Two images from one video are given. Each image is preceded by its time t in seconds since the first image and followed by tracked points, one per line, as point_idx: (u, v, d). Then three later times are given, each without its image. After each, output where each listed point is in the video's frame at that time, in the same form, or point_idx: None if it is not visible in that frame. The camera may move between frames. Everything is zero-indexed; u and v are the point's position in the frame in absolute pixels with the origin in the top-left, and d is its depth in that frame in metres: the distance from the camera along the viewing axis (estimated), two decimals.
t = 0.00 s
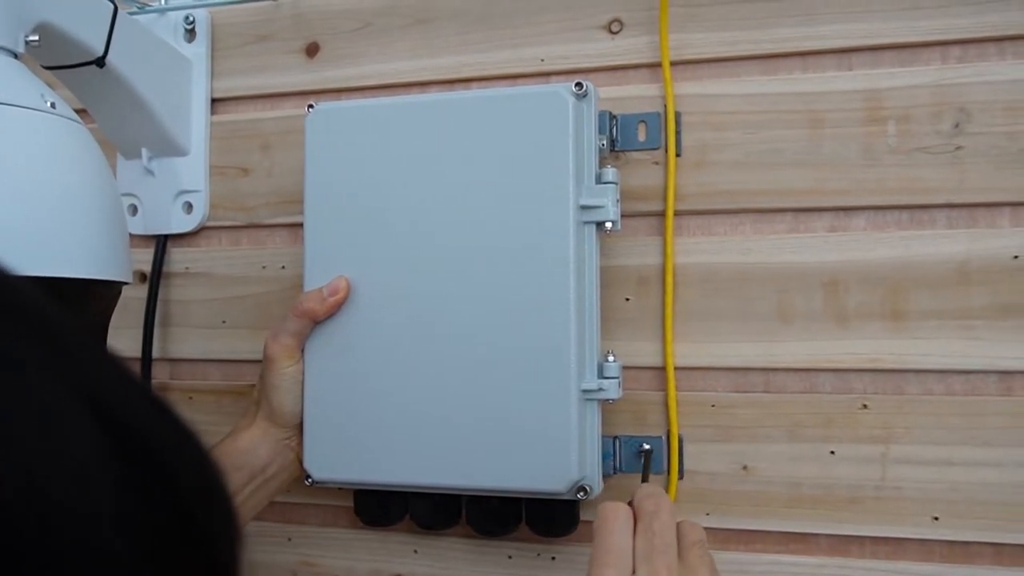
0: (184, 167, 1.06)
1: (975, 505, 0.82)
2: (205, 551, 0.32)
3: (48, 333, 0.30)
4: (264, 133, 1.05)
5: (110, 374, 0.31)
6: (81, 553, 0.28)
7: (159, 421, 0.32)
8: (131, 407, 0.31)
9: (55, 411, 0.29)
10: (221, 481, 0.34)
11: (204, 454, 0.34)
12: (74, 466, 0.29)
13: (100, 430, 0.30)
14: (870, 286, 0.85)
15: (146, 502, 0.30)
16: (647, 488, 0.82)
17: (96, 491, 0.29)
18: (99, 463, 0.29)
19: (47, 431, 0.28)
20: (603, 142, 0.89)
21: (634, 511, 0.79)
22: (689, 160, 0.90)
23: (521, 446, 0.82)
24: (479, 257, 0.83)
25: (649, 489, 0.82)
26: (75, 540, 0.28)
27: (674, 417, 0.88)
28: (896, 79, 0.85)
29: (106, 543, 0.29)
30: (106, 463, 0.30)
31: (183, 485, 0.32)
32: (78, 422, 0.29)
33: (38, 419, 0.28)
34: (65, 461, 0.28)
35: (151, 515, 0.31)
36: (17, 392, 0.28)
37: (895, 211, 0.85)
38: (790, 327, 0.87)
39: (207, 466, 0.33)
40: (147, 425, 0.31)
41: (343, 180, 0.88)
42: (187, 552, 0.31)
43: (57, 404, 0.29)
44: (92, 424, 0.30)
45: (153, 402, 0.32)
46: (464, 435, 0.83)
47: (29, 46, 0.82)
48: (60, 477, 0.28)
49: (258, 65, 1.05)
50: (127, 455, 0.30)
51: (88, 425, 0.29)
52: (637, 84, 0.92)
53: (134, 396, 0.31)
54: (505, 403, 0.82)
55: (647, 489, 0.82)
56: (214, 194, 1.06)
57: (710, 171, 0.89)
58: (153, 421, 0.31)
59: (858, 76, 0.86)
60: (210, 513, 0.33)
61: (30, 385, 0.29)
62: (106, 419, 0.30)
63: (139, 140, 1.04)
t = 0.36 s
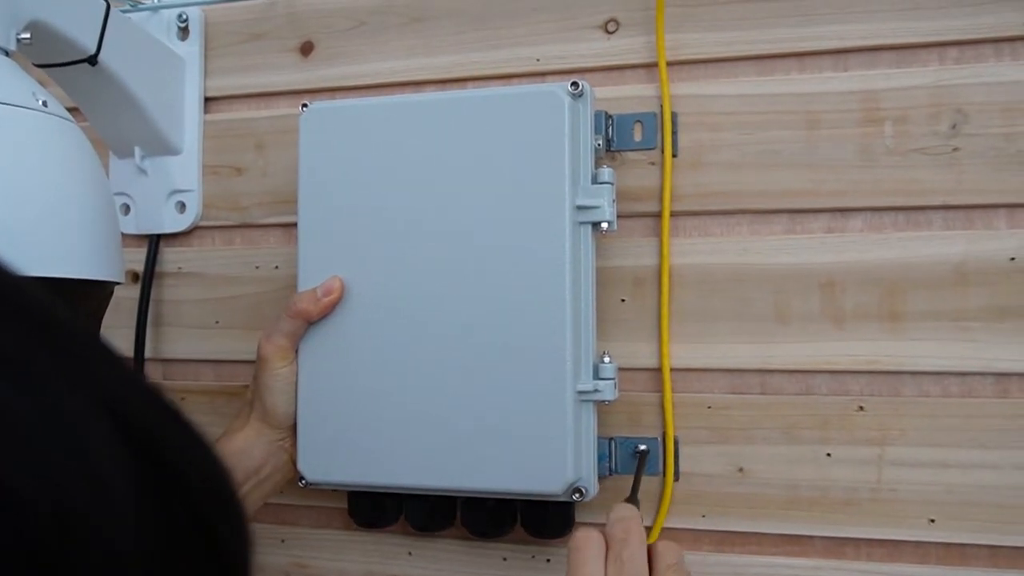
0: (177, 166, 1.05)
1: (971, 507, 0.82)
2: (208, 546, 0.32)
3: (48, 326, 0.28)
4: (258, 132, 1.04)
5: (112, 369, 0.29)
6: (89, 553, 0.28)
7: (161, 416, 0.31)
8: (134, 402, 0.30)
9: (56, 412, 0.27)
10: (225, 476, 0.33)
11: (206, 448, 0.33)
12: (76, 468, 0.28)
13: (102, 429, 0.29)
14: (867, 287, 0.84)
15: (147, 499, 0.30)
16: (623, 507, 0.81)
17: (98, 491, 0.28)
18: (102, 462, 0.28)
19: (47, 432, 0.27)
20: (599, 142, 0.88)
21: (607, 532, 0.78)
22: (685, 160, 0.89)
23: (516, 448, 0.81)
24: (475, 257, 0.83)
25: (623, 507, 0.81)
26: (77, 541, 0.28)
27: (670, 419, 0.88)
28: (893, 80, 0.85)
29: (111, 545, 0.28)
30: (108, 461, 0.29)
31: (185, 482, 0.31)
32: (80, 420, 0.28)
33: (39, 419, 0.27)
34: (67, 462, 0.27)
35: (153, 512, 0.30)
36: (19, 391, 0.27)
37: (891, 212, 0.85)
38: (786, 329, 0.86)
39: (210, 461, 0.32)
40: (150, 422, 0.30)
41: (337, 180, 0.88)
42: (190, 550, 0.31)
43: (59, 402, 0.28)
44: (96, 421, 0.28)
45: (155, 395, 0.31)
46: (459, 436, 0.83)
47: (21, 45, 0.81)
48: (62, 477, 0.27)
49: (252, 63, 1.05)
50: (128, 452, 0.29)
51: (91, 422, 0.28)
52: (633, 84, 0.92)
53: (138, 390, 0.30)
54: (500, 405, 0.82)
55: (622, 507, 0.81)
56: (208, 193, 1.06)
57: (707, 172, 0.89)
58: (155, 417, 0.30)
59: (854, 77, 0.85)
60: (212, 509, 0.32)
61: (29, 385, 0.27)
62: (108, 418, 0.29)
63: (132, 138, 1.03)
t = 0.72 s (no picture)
0: (172, 165, 1.05)
1: (969, 509, 0.82)
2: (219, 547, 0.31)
3: (53, 329, 0.29)
4: (254, 132, 1.03)
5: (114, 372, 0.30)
6: (89, 551, 0.28)
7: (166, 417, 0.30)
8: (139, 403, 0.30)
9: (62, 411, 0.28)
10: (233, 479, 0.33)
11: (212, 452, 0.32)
12: (82, 467, 0.28)
13: (108, 429, 0.29)
14: (865, 288, 0.84)
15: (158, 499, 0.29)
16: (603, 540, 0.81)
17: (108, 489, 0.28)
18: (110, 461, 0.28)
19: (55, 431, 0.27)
20: (597, 142, 0.88)
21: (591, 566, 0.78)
22: (684, 161, 0.89)
23: (514, 449, 0.81)
24: (473, 257, 0.83)
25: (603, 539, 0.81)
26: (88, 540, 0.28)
27: (668, 420, 0.88)
28: (891, 81, 0.84)
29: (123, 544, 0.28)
30: (117, 462, 0.29)
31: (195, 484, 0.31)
32: (86, 419, 0.28)
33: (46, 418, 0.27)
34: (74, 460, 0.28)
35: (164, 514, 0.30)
36: (21, 389, 0.27)
37: (890, 213, 0.85)
38: (784, 330, 0.86)
39: (220, 460, 0.32)
40: (158, 422, 0.30)
41: (334, 180, 0.87)
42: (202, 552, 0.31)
43: (63, 402, 0.28)
44: (100, 421, 0.29)
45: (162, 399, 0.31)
46: (458, 437, 0.82)
47: (15, 43, 0.81)
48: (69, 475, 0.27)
49: (248, 63, 1.04)
50: (131, 448, 0.29)
51: (94, 422, 0.28)
52: (632, 84, 0.92)
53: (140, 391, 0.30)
54: (498, 406, 0.81)
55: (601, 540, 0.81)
56: (203, 193, 1.05)
57: (705, 172, 0.88)
58: (156, 414, 0.30)
59: (853, 78, 0.85)
60: (219, 507, 0.31)
61: (36, 385, 0.27)
62: (113, 420, 0.29)
63: (127, 138, 1.02)
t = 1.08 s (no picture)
0: (171, 167, 1.05)
1: (967, 511, 0.82)
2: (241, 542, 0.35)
3: (87, 349, 0.32)
4: (253, 134, 1.03)
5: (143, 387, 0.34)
6: (125, 544, 0.31)
7: (189, 424, 0.35)
8: (166, 416, 0.34)
9: (104, 428, 0.31)
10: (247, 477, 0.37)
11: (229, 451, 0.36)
12: (127, 471, 0.31)
13: (145, 438, 0.33)
14: (863, 291, 0.84)
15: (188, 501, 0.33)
16: (587, 562, 0.81)
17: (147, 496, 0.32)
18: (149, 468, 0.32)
19: (98, 448, 0.31)
20: (596, 144, 0.88)
21: None
22: (682, 163, 0.89)
23: (513, 452, 0.81)
24: (471, 260, 0.83)
25: (587, 562, 0.82)
26: (129, 547, 0.31)
27: (667, 422, 0.88)
28: (890, 84, 0.84)
29: (159, 548, 0.32)
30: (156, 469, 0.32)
31: (217, 482, 0.35)
32: (129, 429, 0.32)
33: (91, 436, 0.31)
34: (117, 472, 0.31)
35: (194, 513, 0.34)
36: (67, 401, 0.30)
37: (888, 216, 0.85)
38: (783, 333, 0.86)
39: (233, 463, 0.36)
40: (185, 430, 0.34)
41: (333, 182, 0.87)
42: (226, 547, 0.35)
43: (102, 410, 0.31)
44: (138, 432, 0.33)
45: (185, 408, 0.35)
46: (456, 439, 0.82)
47: (13, 44, 0.81)
48: (115, 488, 0.31)
49: (247, 65, 1.04)
50: (162, 450, 0.33)
51: (129, 429, 0.32)
52: (630, 87, 0.92)
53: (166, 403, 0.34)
54: (496, 408, 0.81)
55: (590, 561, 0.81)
56: (202, 195, 1.05)
57: (703, 175, 0.88)
58: (177, 423, 0.34)
59: (851, 80, 0.85)
60: (237, 504, 0.35)
61: (82, 403, 0.31)
62: (147, 430, 0.33)
63: (125, 139, 1.02)
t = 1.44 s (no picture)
0: (169, 169, 1.05)
1: (964, 512, 0.82)
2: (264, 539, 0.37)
3: (105, 348, 0.34)
4: (251, 136, 1.04)
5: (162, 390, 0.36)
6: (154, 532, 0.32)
7: (208, 427, 0.36)
8: (184, 413, 0.36)
9: (127, 426, 0.33)
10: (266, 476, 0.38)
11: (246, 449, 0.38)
12: (147, 462, 0.33)
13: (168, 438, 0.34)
14: (860, 292, 0.85)
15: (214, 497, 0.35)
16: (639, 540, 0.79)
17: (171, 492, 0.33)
18: (171, 467, 0.34)
19: (125, 446, 0.33)
20: (593, 147, 0.88)
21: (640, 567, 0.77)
22: (680, 165, 0.89)
23: (511, 454, 0.81)
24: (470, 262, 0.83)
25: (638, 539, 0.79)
26: (158, 534, 0.32)
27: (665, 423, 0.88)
28: (886, 86, 0.85)
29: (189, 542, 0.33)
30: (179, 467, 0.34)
31: (238, 479, 0.36)
32: (147, 423, 0.34)
33: (116, 435, 0.33)
34: (142, 470, 0.33)
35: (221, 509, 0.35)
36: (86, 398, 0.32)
37: (885, 217, 0.85)
38: (780, 334, 0.86)
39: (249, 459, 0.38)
40: (199, 426, 0.36)
41: (331, 185, 0.87)
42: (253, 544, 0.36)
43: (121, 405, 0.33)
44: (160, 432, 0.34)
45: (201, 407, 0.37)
46: (453, 440, 0.83)
47: (12, 46, 0.81)
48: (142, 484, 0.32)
49: (245, 67, 1.04)
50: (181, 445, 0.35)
51: (148, 424, 0.34)
52: (628, 89, 0.92)
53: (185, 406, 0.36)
54: (494, 410, 0.82)
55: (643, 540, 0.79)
56: (200, 197, 1.05)
57: (701, 177, 0.89)
58: (191, 420, 0.36)
59: (849, 82, 0.86)
60: (255, 497, 0.37)
61: (103, 399, 0.33)
62: (167, 425, 0.35)
63: (124, 141, 1.02)
